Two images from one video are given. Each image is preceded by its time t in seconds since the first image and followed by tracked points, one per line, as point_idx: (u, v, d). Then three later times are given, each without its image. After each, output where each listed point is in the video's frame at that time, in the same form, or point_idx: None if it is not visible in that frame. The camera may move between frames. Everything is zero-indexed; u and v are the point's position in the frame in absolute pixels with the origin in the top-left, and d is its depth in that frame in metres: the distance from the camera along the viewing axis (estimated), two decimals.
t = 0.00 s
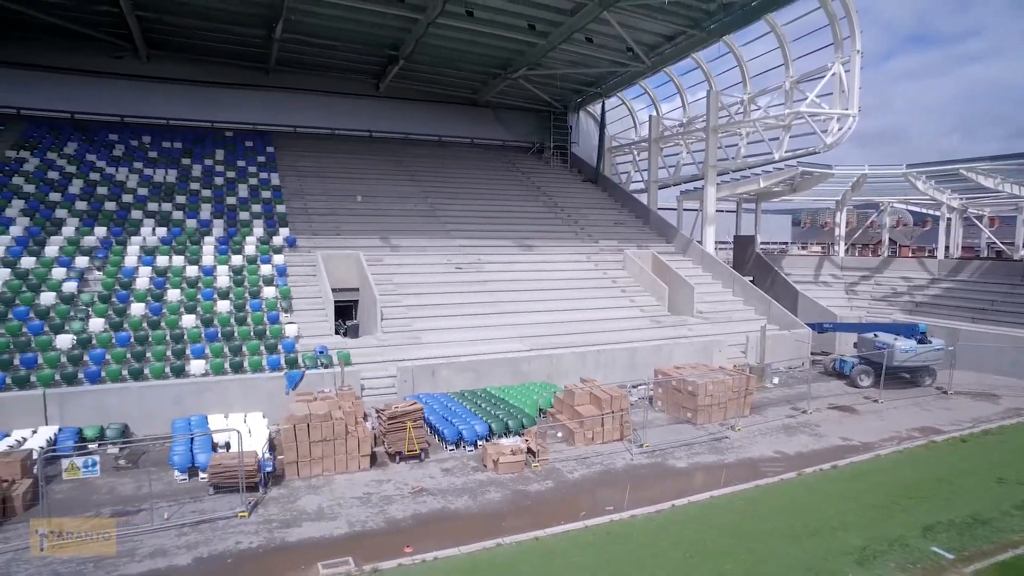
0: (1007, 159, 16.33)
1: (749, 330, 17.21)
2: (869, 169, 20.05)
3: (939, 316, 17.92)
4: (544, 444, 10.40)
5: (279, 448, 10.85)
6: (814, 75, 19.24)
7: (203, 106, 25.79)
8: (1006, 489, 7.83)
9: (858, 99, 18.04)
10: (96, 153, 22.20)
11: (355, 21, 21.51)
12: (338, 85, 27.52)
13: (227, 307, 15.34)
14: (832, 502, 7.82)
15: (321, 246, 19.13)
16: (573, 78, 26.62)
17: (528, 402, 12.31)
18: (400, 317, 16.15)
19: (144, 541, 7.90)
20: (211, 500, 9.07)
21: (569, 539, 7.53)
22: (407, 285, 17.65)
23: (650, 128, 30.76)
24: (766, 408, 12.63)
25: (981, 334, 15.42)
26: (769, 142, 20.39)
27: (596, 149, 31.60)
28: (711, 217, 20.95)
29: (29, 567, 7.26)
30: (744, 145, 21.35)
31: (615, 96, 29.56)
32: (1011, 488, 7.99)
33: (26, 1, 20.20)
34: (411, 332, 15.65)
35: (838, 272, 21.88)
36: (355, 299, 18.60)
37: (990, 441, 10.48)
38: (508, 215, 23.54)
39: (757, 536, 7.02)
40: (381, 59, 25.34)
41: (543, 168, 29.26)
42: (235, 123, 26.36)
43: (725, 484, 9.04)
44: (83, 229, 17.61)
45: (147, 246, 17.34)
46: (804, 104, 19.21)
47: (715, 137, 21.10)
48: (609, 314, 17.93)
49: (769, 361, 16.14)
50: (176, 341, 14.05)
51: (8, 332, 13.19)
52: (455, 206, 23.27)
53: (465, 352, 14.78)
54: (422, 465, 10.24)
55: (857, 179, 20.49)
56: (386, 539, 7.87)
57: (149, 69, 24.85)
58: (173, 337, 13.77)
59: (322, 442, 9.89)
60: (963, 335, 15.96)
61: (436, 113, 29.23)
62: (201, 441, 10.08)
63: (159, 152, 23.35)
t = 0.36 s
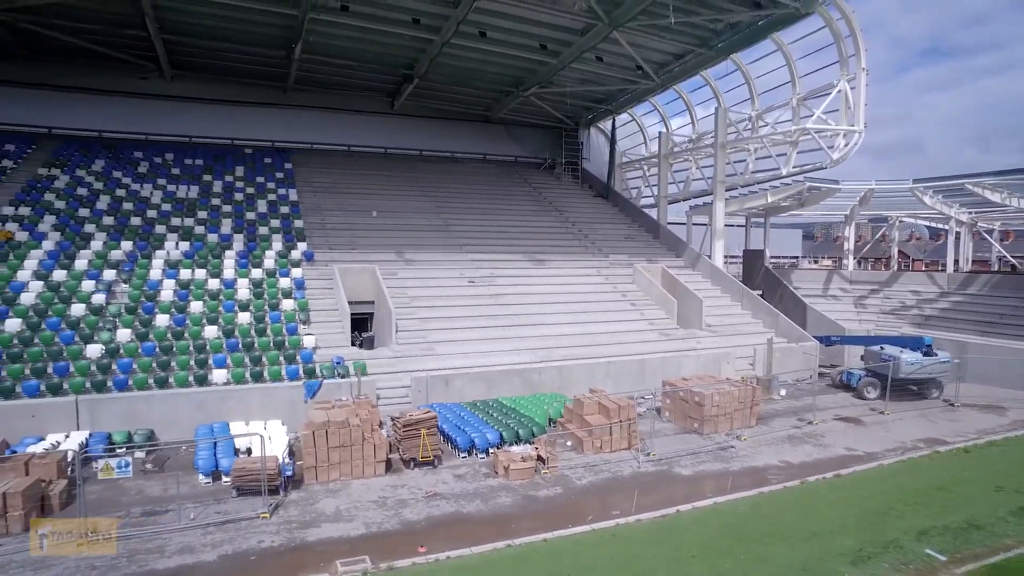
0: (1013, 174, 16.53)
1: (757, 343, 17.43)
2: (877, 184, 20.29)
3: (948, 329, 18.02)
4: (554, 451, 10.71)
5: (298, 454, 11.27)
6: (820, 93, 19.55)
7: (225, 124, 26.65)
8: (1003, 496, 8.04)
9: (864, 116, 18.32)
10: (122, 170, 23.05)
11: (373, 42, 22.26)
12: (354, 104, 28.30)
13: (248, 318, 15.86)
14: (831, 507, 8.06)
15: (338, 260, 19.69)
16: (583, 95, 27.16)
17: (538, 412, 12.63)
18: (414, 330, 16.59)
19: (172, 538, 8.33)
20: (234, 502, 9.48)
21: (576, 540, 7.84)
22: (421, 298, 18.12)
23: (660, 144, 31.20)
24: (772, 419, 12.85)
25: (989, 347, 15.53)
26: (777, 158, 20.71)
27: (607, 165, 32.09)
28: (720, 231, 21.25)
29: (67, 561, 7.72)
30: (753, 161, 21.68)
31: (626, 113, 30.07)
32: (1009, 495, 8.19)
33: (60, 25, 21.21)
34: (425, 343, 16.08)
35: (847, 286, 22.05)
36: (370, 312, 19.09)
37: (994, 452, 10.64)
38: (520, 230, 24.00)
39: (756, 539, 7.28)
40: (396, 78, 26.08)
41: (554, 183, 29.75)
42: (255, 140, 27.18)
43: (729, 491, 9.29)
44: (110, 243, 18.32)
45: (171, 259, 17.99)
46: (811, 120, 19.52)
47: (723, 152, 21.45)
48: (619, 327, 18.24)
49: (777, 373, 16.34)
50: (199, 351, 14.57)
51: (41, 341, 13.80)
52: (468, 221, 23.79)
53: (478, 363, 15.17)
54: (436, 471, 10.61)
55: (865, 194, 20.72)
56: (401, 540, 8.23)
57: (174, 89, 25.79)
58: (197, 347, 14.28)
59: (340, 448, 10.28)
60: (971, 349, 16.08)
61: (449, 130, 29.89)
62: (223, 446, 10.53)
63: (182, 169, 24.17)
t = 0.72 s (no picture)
0: (1018, 188, 16.73)
1: (765, 355, 17.63)
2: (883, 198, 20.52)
3: (956, 342, 18.13)
4: (563, 459, 11.02)
5: (315, 460, 11.68)
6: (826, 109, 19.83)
7: (244, 141, 27.47)
8: (1000, 503, 8.26)
9: (869, 132, 18.58)
10: (146, 186, 23.85)
11: (388, 62, 22.99)
12: (369, 121, 29.02)
13: (267, 329, 16.37)
14: (831, 512, 8.31)
15: (353, 273, 20.21)
16: (593, 112, 27.67)
17: (548, 421, 12.95)
18: (427, 341, 17.02)
19: (198, 537, 8.75)
20: (256, 505, 9.89)
21: (582, 542, 8.16)
22: (434, 310, 18.57)
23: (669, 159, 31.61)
24: (777, 429, 13.08)
25: (996, 359, 15.64)
26: (784, 173, 21.01)
27: (617, 180, 32.54)
28: (728, 245, 21.54)
29: (101, 557, 8.18)
30: (760, 176, 21.99)
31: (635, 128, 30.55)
32: (1007, 502, 8.39)
33: (90, 48, 22.16)
34: (438, 355, 16.50)
35: (855, 299, 22.19)
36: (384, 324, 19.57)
37: (997, 462, 10.80)
38: (530, 244, 24.43)
39: (755, 541, 7.54)
40: (411, 96, 26.79)
41: (565, 198, 30.23)
42: (273, 157, 27.95)
43: (733, 498, 9.55)
44: (134, 257, 19.00)
45: (193, 273, 18.61)
46: (817, 136, 19.82)
47: (731, 167, 21.78)
48: (628, 339, 18.53)
49: (785, 385, 16.53)
50: (220, 361, 15.06)
51: (71, 351, 14.41)
52: (480, 236, 24.29)
53: (489, 374, 15.55)
54: (448, 477, 10.96)
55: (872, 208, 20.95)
56: (415, 541, 8.59)
57: (196, 108, 26.67)
58: (218, 357, 14.80)
59: (356, 454, 10.67)
60: (978, 361, 16.20)
61: (462, 147, 30.51)
62: (244, 451, 10.97)
63: (203, 185, 24.94)
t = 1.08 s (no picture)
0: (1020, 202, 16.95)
1: (770, 367, 17.86)
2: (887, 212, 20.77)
3: (962, 354, 18.26)
4: (569, 466, 11.33)
5: (329, 465, 12.07)
6: (830, 124, 20.11)
7: (260, 157, 28.21)
8: (994, 509, 8.50)
9: (872, 147, 18.84)
10: (166, 201, 24.60)
11: (401, 80, 23.67)
12: (382, 137, 29.70)
13: (283, 340, 16.85)
14: (829, 517, 8.58)
15: (366, 286, 20.71)
16: (601, 128, 28.16)
17: (555, 430, 13.26)
18: (438, 352, 17.45)
19: (219, 537, 9.18)
20: (274, 507, 10.29)
21: (586, 544, 8.49)
22: (444, 322, 19.01)
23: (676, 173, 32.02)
24: (780, 439, 13.32)
25: (1000, 371, 15.79)
26: (789, 187, 21.31)
27: (625, 194, 32.98)
28: (734, 258, 21.84)
29: (130, 553, 8.63)
30: (766, 190, 22.31)
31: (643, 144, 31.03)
32: (1002, 509, 8.62)
33: (116, 68, 23.05)
34: (448, 365, 16.90)
35: (861, 312, 22.37)
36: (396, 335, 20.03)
37: (996, 472, 10.99)
38: (539, 258, 24.87)
39: (753, 544, 7.83)
40: (422, 113, 27.44)
41: (573, 212, 30.69)
42: (288, 172, 28.67)
43: (733, 504, 9.84)
44: (155, 270, 19.62)
45: (211, 285, 19.19)
46: (821, 151, 20.10)
47: (737, 182, 22.11)
48: (635, 352, 18.83)
49: (789, 397, 16.75)
50: (238, 370, 15.53)
51: (96, 360, 14.97)
52: (490, 249, 24.77)
53: (498, 384, 15.92)
54: (458, 483, 11.31)
55: (876, 222, 21.19)
56: (426, 542, 8.95)
57: (214, 125, 27.48)
58: (236, 367, 15.28)
59: (369, 459, 11.05)
60: (983, 373, 16.36)
61: (472, 162, 31.11)
62: (262, 456, 11.42)
63: (220, 200, 25.64)
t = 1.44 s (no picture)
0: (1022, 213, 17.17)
1: (775, 376, 18.11)
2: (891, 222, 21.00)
3: (966, 363, 18.42)
4: (576, 470, 11.66)
5: (344, 469, 12.46)
6: (833, 136, 20.31)
7: (275, 170, 28.89)
8: (988, 513, 8.76)
9: (875, 159, 19.08)
10: (184, 213, 25.28)
11: (413, 95, 24.26)
12: (393, 149, 30.32)
13: (298, 349, 17.31)
14: (826, 520, 8.86)
15: (378, 296, 21.18)
16: (609, 141, 28.60)
17: (563, 436, 13.58)
18: (448, 360, 17.84)
19: (240, 536, 9.60)
20: (291, 508, 10.69)
21: (591, 544, 8.82)
22: (455, 331, 19.43)
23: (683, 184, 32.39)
24: (784, 446, 13.58)
25: (1004, 380, 15.95)
26: (793, 198, 21.59)
27: (632, 205, 33.38)
28: (740, 268, 22.12)
29: (156, 550, 9.07)
30: (771, 201, 22.60)
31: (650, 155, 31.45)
32: (996, 512, 8.87)
33: (137, 85, 23.85)
34: (458, 373, 17.29)
35: (867, 322, 22.55)
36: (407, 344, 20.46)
37: (995, 478, 11.21)
38: (547, 268, 25.27)
39: (750, 544, 8.13)
40: (432, 126, 28.03)
41: (581, 223, 31.09)
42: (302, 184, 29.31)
43: (735, 508, 10.13)
44: (174, 280, 20.20)
45: (228, 295, 19.72)
46: (824, 163, 20.35)
47: (742, 193, 22.42)
48: (642, 360, 19.13)
49: (794, 405, 16.97)
50: (254, 377, 15.98)
51: (119, 367, 15.51)
52: (499, 260, 25.22)
53: (507, 392, 16.26)
54: (468, 487, 11.67)
55: (880, 232, 21.42)
56: (437, 542, 9.31)
57: (230, 139, 28.22)
58: (253, 374, 15.73)
59: (382, 463, 11.43)
60: (987, 382, 16.52)
61: (481, 173, 31.65)
62: (279, 459, 11.84)
63: (236, 212, 26.28)
